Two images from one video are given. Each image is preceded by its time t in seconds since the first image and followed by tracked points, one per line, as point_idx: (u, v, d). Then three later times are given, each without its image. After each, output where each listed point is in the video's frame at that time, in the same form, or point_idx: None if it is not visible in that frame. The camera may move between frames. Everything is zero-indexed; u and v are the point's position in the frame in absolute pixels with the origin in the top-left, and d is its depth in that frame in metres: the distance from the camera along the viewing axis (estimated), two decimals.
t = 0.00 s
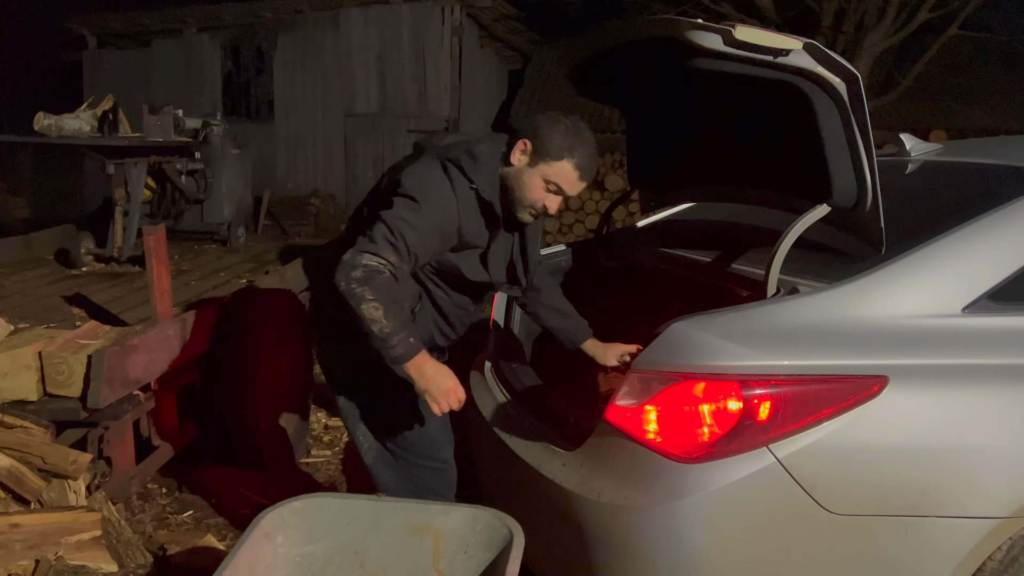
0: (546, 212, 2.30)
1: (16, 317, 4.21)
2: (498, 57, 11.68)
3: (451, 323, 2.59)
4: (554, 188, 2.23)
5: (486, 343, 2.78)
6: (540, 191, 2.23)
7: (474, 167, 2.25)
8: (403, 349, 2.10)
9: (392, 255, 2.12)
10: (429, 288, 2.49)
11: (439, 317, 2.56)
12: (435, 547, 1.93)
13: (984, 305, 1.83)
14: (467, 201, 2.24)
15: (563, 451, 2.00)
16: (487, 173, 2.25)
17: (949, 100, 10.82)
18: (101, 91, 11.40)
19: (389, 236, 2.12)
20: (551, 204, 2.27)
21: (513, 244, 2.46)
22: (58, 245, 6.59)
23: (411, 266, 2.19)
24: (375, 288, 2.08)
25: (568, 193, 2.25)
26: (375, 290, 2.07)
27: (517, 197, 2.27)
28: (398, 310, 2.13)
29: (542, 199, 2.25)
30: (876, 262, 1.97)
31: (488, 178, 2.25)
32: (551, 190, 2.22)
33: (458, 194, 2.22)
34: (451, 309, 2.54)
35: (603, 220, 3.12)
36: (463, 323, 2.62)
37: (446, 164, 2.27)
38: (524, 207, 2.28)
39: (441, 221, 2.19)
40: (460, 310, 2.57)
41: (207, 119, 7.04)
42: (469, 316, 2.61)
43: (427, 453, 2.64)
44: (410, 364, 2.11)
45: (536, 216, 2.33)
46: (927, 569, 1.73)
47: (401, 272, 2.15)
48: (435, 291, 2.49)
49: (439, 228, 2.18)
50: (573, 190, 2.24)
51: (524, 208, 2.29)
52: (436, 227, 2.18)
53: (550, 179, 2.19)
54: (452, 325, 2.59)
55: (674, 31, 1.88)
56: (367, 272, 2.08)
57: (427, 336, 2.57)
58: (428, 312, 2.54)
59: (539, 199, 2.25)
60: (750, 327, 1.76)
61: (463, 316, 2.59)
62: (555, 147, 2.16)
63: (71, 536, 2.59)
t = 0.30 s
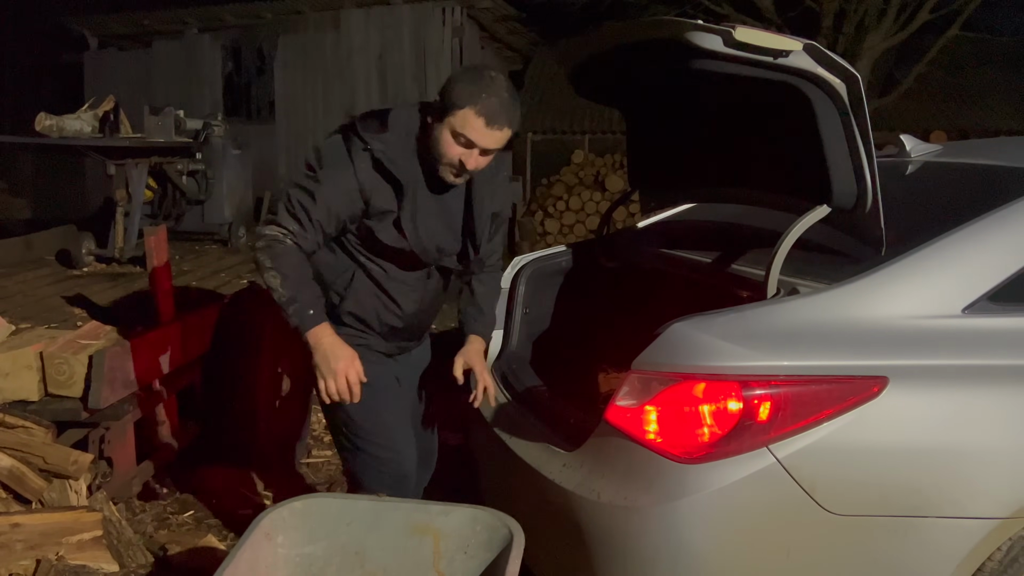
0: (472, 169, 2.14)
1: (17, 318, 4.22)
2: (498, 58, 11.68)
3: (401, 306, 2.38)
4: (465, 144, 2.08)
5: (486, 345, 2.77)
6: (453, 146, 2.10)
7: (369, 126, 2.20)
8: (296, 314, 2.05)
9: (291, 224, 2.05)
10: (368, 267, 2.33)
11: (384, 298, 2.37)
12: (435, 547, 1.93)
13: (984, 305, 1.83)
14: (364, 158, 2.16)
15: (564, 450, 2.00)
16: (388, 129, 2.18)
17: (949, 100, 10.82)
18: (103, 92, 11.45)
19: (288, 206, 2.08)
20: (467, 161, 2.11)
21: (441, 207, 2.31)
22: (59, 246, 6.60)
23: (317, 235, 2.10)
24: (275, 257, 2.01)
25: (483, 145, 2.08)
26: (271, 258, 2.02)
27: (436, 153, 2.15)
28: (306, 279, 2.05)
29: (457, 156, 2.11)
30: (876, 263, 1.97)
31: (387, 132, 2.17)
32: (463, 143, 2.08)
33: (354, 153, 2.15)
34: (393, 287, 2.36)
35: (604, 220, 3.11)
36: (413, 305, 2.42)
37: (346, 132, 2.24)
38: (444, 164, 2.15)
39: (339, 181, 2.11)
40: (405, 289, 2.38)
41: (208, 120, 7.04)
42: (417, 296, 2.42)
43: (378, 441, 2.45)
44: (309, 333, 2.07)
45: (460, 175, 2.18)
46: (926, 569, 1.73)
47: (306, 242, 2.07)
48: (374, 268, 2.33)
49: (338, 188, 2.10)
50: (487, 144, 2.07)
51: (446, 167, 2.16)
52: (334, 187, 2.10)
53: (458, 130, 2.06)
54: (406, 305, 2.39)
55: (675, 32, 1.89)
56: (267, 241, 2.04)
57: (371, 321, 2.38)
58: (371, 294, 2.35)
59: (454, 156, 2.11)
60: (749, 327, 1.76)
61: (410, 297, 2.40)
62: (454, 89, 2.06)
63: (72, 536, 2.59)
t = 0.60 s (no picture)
0: (419, 186, 2.09)
1: (18, 318, 4.23)
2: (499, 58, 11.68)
3: (359, 332, 2.40)
4: (410, 160, 2.03)
5: (488, 345, 2.76)
6: (397, 163, 2.05)
7: (311, 154, 2.11)
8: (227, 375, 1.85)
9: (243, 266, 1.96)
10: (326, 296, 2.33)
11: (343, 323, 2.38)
12: (437, 547, 1.93)
13: (986, 306, 1.83)
14: (308, 190, 2.08)
15: (565, 451, 2.01)
16: (331, 152, 2.10)
17: (951, 100, 10.81)
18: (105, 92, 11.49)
19: (237, 248, 1.99)
20: (413, 179, 2.06)
21: (394, 232, 2.27)
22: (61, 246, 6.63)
23: (273, 275, 2.03)
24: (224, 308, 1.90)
25: (427, 160, 2.03)
26: (217, 305, 1.90)
27: (381, 173, 2.10)
28: (248, 337, 1.92)
29: (402, 173, 2.06)
30: (877, 264, 1.96)
31: (331, 158, 2.09)
32: (408, 158, 2.03)
33: (300, 186, 2.08)
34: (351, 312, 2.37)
35: (605, 220, 3.10)
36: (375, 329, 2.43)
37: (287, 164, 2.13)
38: (389, 184, 2.09)
39: (290, 217, 2.04)
40: (364, 315, 2.39)
41: (209, 120, 7.00)
42: (376, 320, 2.42)
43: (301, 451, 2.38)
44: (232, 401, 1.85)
45: (407, 195, 2.12)
46: (927, 570, 1.73)
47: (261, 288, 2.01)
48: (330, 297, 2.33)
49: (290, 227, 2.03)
50: (431, 160, 2.02)
51: (391, 187, 2.10)
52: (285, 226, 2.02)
53: (401, 146, 2.01)
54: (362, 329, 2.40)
55: (677, 32, 1.89)
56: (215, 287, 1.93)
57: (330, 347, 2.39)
58: (325, 319, 2.37)
59: (398, 173, 2.06)
60: (751, 328, 1.76)
61: (368, 322, 2.41)
62: (400, 107, 2.02)
63: (73, 536, 2.62)
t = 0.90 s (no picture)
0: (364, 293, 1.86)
1: (20, 317, 4.24)
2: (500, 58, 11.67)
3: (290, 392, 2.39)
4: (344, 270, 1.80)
5: (488, 346, 2.76)
6: (332, 272, 1.82)
7: (256, 235, 1.88)
8: (199, 510, 1.73)
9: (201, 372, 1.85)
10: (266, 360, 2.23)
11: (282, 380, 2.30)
12: (438, 547, 1.93)
13: (988, 307, 1.83)
14: (249, 282, 1.90)
15: (567, 451, 2.00)
16: (281, 237, 1.89)
17: (953, 101, 10.80)
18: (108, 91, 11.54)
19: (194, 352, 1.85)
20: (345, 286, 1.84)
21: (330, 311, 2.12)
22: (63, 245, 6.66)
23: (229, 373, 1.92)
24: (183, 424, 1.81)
25: (370, 274, 1.78)
26: (195, 427, 1.79)
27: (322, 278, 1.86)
28: (231, 465, 1.83)
29: (333, 277, 1.83)
30: (878, 266, 1.96)
31: (278, 246, 1.87)
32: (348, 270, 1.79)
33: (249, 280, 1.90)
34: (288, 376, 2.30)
35: (606, 221, 3.10)
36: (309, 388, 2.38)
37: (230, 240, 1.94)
38: (327, 282, 1.86)
39: (242, 318, 1.88)
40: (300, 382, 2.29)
41: (210, 120, 6.98)
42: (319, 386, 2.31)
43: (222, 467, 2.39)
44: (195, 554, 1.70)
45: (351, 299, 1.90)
46: (929, 571, 1.73)
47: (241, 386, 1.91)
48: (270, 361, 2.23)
49: (244, 332, 1.89)
50: (370, 273, 1.78)
51: (329, 284, 1.87)
52: (238, 331, 1.88)
53: (332, 253, 1.76)
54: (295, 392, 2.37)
55: (678, 32, 1.89)
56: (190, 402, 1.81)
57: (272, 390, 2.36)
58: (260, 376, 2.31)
59: (334, 277, 1.82)
60: (753, 329, 1.76)
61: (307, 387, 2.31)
62: (343, 217, 1.74)
63: (74, 535, 2.61)
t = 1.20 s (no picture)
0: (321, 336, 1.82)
1: (20, 315, 4.25)
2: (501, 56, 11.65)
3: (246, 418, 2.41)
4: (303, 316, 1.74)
5: (488, 346, 2.75)
6: (288, 315, 1.76)
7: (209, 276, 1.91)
8: (178, 569, 1.95)
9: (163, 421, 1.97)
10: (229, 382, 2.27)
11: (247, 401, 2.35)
12: (439, 546, 1.93)
13: (989, 306, 1.82)
14: (203, 328, 1.97)
15: (568, 451, 1.99)
16: (235, 282, 1.91)
17: (955, 101, 10.77)
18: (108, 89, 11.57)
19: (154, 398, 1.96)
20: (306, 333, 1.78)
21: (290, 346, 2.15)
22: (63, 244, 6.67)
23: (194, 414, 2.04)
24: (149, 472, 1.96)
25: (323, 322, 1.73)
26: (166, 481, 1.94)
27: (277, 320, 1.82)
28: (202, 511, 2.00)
29: (292, 322, 1.78)
30: (879, 265, 1.95)
31: (232, 291, 1.91)
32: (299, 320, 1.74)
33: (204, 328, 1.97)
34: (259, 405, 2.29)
35: (606, 220, 3.09)
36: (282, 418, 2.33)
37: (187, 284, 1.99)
38: (282, 328, 1.83)
39: (199, 367, 1.98)
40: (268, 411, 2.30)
41: (210, 119, 6.97)
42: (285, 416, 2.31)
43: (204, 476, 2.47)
44: None
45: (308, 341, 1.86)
46: (931, 570, 1.72)
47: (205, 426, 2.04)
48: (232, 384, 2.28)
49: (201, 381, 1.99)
50: (326, 321, 1.74)
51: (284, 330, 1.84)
52: (197, 379, 1.97)
53: (290, 304, 1.72)
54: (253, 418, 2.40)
55: (679, 32, 1.89)
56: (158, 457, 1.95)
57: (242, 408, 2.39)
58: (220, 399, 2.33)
59: (289, 322, 1.79)
60: (754, 328, 1.76)
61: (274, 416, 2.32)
62: (294, 270, 1.67)
63: (75, 534, 2.61)
